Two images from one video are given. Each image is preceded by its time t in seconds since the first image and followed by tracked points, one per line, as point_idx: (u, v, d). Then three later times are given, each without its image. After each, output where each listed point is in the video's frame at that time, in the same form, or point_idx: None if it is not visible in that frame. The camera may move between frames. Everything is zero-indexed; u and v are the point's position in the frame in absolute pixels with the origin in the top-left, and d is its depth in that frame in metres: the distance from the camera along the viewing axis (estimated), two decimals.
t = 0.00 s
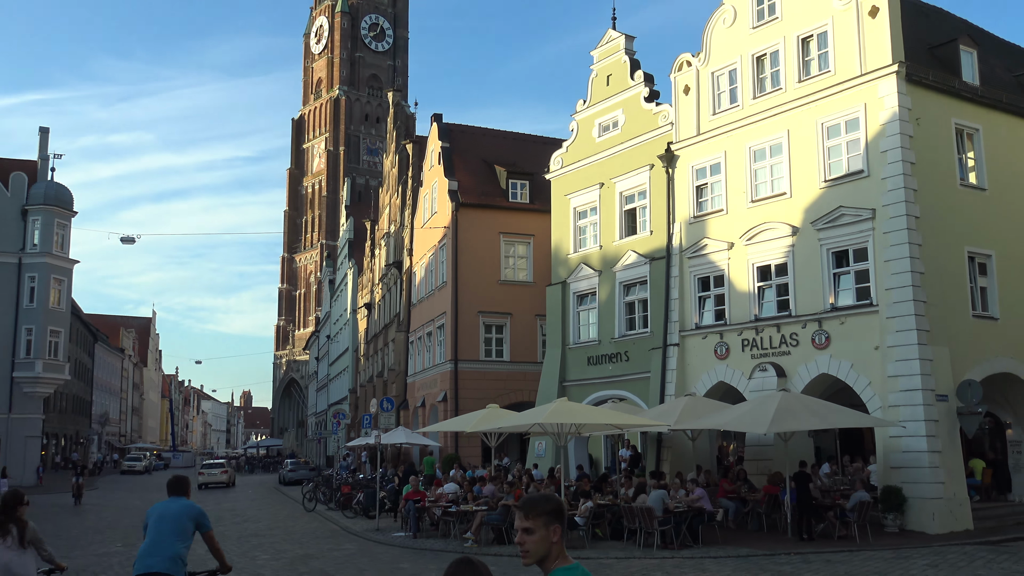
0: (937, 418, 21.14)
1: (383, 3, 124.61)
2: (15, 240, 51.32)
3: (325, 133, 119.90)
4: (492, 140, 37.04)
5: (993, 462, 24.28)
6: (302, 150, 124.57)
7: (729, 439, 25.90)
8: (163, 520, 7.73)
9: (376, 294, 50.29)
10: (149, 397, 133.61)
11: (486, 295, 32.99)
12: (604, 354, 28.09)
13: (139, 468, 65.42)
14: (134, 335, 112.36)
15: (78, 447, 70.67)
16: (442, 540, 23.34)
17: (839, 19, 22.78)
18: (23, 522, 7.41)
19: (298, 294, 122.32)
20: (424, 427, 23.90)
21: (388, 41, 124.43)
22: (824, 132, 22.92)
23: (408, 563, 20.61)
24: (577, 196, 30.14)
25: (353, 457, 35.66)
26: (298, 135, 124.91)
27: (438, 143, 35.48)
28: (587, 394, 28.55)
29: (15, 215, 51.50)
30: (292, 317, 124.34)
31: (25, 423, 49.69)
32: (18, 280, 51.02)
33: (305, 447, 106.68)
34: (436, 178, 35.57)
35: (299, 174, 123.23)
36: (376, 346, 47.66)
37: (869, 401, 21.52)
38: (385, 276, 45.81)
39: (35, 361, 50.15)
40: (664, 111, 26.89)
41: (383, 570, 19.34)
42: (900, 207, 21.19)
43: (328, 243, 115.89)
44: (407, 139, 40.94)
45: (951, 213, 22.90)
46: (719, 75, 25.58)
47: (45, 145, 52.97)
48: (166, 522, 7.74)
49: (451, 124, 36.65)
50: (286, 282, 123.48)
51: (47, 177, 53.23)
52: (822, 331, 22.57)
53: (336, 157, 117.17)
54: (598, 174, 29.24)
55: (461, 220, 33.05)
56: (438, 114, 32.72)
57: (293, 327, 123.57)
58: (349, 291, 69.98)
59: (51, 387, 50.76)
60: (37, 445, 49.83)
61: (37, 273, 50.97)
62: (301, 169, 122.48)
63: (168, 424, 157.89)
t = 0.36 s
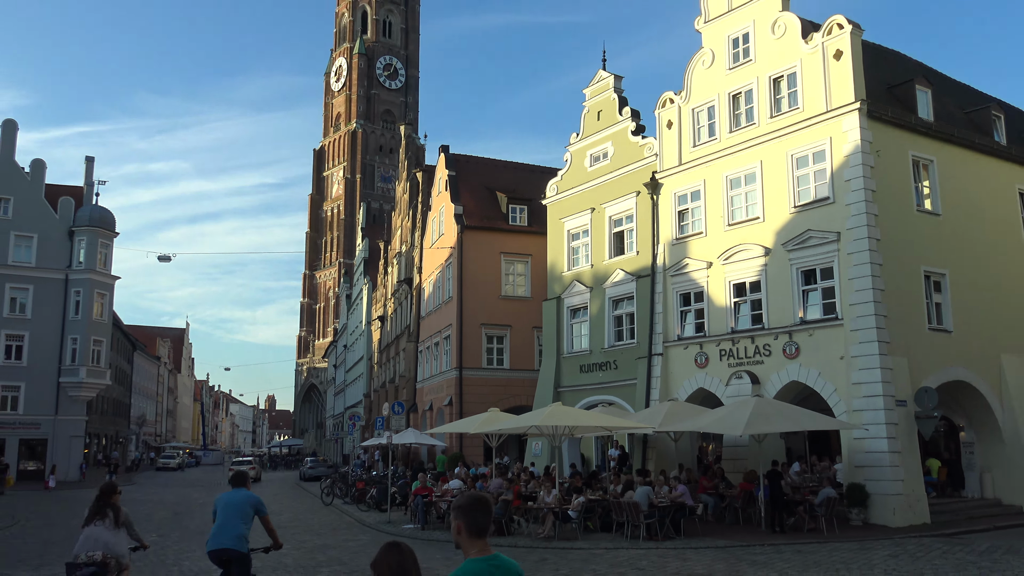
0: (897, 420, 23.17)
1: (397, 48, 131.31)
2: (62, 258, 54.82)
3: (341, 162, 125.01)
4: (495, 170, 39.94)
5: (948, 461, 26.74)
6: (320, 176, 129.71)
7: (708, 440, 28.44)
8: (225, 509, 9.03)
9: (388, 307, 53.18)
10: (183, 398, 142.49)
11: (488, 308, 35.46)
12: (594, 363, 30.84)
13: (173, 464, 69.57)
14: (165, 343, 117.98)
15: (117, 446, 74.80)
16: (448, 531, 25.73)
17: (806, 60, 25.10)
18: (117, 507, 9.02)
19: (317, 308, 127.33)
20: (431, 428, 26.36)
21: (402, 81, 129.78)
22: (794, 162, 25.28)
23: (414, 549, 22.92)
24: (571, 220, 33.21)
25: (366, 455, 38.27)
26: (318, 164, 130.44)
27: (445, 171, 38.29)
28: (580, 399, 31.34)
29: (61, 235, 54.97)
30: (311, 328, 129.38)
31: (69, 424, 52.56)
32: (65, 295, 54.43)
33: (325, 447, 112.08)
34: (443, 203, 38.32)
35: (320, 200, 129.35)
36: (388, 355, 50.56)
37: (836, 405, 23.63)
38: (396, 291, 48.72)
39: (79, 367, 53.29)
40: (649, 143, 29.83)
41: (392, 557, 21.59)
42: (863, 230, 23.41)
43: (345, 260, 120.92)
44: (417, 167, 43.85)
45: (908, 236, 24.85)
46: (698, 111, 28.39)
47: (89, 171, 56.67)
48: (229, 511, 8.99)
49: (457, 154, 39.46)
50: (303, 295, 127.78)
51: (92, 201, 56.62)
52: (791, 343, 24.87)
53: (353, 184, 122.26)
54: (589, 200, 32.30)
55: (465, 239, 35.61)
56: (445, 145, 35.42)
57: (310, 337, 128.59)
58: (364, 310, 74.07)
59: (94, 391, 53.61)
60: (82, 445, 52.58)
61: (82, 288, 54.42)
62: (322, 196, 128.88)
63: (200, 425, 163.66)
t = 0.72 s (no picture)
0: (874, 423, 23.95)
1: (404, 75, 133.84)
2: (90, 270, 56.80)
3: (352, 181, 127.39)
4: (497, 188, 41.89)
5: (921, 462, 28.39)
6: (332, 195, 132.16)
7: (696, 442, 30.22)
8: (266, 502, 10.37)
9: (395, 316, 55.07)
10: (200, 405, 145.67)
11: (489, 318, 37.24)
12: (589, 369, 32.83)
13: (192, 466, 71.96)
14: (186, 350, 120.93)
15: (141, 445, 77.05)
16: (449, 527, 27.36)
17: (786, 87, 26.83)
18: (174, 499, 10.61)
19: (328, 317, 129.85)
20: (436, 431, 28.11)
21: (409, 104, 132.67)
22: (774, 181, 26.98)
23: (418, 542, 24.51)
24: (566, 235, 35.28)
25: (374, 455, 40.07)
26: (329, 183, 133.31)
27: (449, 189, 40.24)
28: (574, 403, 33.35)
29: (90, 249, 57.00)
30: (322, 337, 131.81)
31: (95, 426, 54.27)
32: (92, 305, 56.37)
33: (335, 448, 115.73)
34: (447, 220, 40.20)
35: (332, 216, 132.44)
36: (394, 362, 52.52)
37: (815, 409, 24.70)
38: (402, 301, 50.69)
39: (105, 372, 54.97)
40: (638, 163, 31.94)
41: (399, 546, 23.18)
42: (840, 245, 24.78)
43: (355, 274, 122.89)
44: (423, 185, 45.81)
45: (882, 250, 26.28)
46: (685, 134, 30.39)
47: (115, 187, 58.74)
48: (269, 503, 10.36)
49: (461, 173, 41.40)
50: (315, 305, 130.15)
51: (116, 217, 58.76)
52: (773, 350, 26.21)
53: (362, 203, 124.85)
54: (584, 216, 34.35)
55: (468, 252, 37.45)
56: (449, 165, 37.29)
57: (322, 344, 130.99)
58: (373, 321, 76.31)
59: (119, 395, 55.31)
60: (106, 446, 54.33)
61: (108, 298, 56.38)
62: (334, 213, 131.85)
63: (217, 429, 166.77)
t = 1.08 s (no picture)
0: (874, 432, 23.94)
1: (404, 83, 134.29)
2: (89, 278, 56.87)
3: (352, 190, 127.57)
4: (496, 197, 41.97)
5: (921, 470, 28.34)
6: (332, 203, 132.29)
7: (696, 451, 30.16)
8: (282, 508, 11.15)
9: (394, 324, 55.08)
10: (200, 413, 145.80)
11: (488, 326, 37.25)
12: (588, 378, 32.85)
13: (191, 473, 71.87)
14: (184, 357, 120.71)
15: (139, 456, 76.97)
16: (448, 536, 27.22)
17: (784, 96, 26.89)
18: (199, 506, 11.40)
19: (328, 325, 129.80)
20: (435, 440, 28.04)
21: (408, 112, 133.05)
22: (773, 190, 27.00)
23: (416, 552, 24.40)
24: (565, 243, 35.36)
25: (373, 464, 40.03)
26: (329, 191, 133.63)
27: (448, 198, 40.32)
28: (573, 412, 33.35)
29: (89, 257, 57.06)
30: (321, 345, 132.03)
31: (94, 434, 54.17)
32: (91, 313, 56.39)
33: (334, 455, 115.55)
34: (446, 228, 40.26)
35: (332, 225, 132.53)
36: (393, 370, 52.55)
37: (814, 418, 24.68)
38: (402, 309, 50.72)
39: (104, 381, 54.88)
40: (638, 172, 32.00)
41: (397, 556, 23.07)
42: (839, 253, 24.78)
43: (355, 281, 122.90)
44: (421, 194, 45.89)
45: (881, 259, 26.27)
46: (684, 143, 30.47)
47: (115, 195, 58.84)
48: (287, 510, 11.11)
49: (459, 182, 41.50)
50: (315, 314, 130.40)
51: (116, 226, 58.81)
52: (773, 358, 26.18)
53: (362, 210, 125.11)
54: (583, 225, 34.42)
55: (467, 261, 37.46)
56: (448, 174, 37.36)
57: (322, 353, 131.21)
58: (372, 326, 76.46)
59: (118, 404, 55.21)
60: (105, 454, 54.20)
61: (107, 306, 56.38)
62: (334, 221, 132.01)
63: (216, 435, 167.03)
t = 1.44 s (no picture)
0: (872, 442, 23.90)
1: (402, 94, 134.48)
2: (87, 288, 56.86)
3: (350, 200, 127.61)
4: (494, 207, 42.03)
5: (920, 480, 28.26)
6: (331, 214, 132.35)
7: (694, 461, 30.09)
8: (298, 517, 11.75)
9: (392, 334, 55.10)
10: (198, 423, 145.49)
11: (486, 336, 37.26)
12: (586, 388, 32.86)
13: (189, 484, 71.68)
14: (184, 367, 120.74)
15: (137, 467, 76.78)
16: (447, 546, 27.09)
17: (781, 107, 26.97)
18: (215, 515, 11.45)
19: (326, 334, 129.67)
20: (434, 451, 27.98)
21: (406, 122, 133.26)
22: (771, 200, 27.06)
23: (414, 563, 24.24)
24: (563, 253, 35.43)
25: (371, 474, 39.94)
26: (329, 201, 133.79)
27: (447, 208, 40.37)
28: (571, 423, 33.33)
29: (87, 267, 57.07)
30: (320, 354, 131.92)
31: (91, 445, 54.01)
32: (88, 324, 56.38)
33: (333, 465, 115.36)
34: (445, 238, 40.27)
35: (330, 234, 132.41)
36: (392, 379, 52.48)
37: (812, 428, 24.64)
38: (400, 319, 50.71)
39: (101, 392, 54.73)
40: (636, 183, 32.07)
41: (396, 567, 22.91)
42: (836, 263, 24.80)
43: (355, 292, 122.94)
44: (420, 204, 45.90)
45: (879, 269, 26.27)
46: (681, 153, 30.57)
47: (114, 206, 58.91)
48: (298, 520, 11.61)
49: (458, 193, 41.56)
50: (313, 324, 130.26)
51: (114, 236, 58.84)
52: (771, 368, 26.17)
53: (360, 220, 125.21)
54: (581, 235, 34.48)
55: (465, 271, 37.47)
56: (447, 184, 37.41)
57: (320, 363, 131.09)
58: (370, 335, 76.44)
59: (115, 414, 55.06)
60: (102, 465, 54.02)
61: (105, 317, 56.38)
62: (332, 231, 132.06)
63: (214, 445, 166.74)
